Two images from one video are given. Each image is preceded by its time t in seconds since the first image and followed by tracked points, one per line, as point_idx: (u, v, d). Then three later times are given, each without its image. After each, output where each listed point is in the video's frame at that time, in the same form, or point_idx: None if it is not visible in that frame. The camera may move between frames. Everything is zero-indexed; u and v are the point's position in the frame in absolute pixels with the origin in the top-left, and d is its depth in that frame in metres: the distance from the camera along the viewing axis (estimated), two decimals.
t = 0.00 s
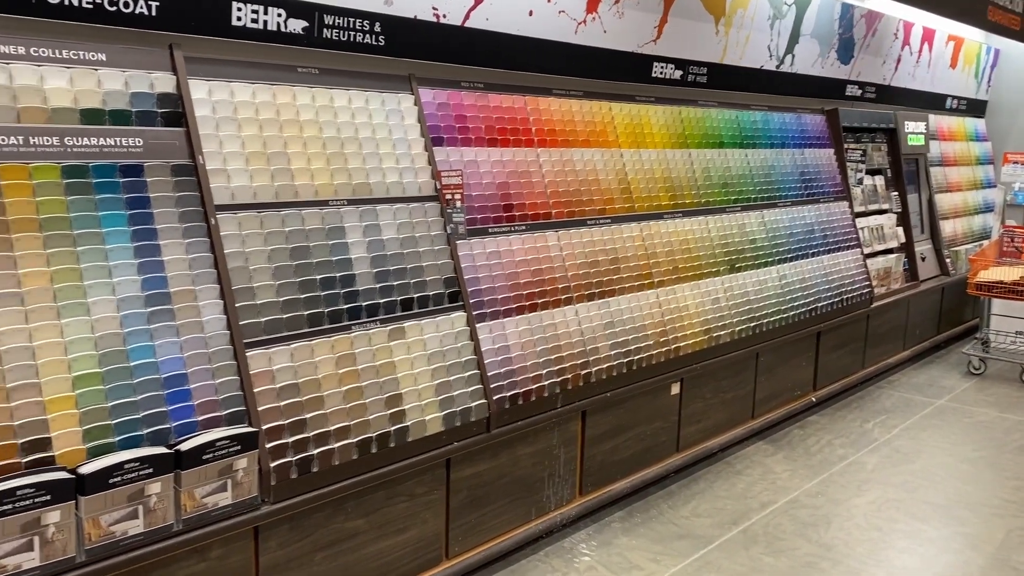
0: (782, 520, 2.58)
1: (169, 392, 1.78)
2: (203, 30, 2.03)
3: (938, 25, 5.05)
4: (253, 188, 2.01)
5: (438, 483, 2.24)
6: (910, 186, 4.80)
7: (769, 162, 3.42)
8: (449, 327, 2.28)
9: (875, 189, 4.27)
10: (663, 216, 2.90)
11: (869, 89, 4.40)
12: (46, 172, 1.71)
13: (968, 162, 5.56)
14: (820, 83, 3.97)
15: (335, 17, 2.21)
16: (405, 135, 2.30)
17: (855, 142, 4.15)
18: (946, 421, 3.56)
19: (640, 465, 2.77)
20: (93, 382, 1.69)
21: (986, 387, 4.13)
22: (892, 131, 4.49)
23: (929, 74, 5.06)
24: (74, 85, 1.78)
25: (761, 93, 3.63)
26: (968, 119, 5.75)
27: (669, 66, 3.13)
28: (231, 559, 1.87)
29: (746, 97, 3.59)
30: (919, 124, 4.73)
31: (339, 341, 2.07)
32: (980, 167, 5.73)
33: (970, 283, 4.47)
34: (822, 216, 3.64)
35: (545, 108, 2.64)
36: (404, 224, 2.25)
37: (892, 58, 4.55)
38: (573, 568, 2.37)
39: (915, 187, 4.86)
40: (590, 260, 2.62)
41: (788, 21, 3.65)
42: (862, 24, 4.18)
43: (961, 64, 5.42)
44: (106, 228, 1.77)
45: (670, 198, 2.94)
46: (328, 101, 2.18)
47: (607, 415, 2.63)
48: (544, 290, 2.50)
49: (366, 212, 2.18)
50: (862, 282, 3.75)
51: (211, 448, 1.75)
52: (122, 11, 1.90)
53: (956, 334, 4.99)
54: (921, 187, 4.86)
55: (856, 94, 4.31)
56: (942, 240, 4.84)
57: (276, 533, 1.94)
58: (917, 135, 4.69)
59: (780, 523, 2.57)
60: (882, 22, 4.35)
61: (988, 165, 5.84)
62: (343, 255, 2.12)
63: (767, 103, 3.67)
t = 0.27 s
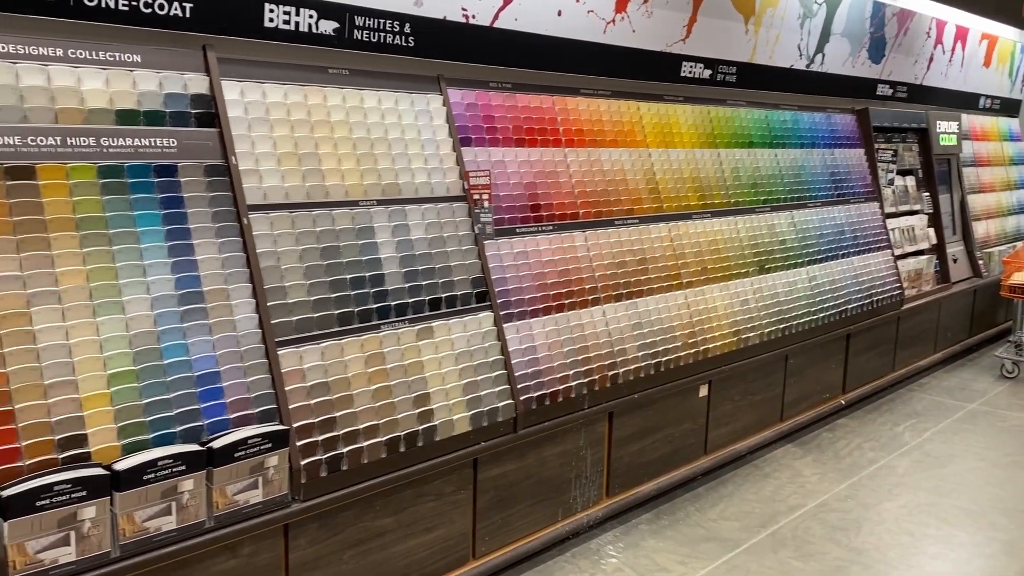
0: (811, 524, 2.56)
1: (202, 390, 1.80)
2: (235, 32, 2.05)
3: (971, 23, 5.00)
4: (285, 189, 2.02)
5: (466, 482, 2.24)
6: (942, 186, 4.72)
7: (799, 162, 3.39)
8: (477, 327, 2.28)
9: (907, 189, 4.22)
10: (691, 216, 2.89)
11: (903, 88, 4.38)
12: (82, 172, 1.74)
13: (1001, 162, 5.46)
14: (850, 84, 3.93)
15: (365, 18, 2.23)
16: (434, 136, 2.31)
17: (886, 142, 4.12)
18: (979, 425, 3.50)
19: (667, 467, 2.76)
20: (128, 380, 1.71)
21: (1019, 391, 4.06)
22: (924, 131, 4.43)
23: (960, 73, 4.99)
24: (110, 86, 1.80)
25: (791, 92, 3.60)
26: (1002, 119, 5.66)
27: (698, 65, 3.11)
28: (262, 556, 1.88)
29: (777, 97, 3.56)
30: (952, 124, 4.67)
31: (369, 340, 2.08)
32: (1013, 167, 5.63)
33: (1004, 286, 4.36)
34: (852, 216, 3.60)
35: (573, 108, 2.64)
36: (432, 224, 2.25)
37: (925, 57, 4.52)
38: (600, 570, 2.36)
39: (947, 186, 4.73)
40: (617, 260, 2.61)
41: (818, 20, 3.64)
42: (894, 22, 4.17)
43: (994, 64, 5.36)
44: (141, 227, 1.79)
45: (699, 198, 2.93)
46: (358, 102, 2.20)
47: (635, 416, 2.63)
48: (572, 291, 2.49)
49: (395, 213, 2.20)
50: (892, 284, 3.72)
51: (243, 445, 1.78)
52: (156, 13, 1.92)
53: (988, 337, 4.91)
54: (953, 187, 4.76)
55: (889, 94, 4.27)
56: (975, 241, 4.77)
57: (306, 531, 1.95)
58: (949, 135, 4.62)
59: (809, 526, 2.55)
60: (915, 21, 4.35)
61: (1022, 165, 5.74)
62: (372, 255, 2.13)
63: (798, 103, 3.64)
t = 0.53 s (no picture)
0: (837, 527, 2.54)
1: (231, 387, 1.82)
2: (264, 32, 2.07)
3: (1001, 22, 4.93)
4: (312, 188, 2.04)
5: (491, 481, 2.25)
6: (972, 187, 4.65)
7: (826, 162, 3.37)
8: (501, 326, 2.29)
9: (935, 190, 4.17)
10: (717, 216, 2.88)
11: (931, 88, 4.32)
12: (115, 171, 1.76)
13: None
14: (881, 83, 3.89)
15: (392, 19, 2.24)
16: (459, 135, 2.31)
17: (915, 143, 4.06)
18: (1009, 429, 3.46)
19: (691, 468, 2.75)
20: (158, 376, 1.73)
21: None
22: (953, 131, 4.36)
23: (989, 73, 4.91)
24: (142, 86, 1.83)
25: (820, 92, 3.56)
26: None
27: (724, 64, 3.09)
28: (289, 552, 1.90)
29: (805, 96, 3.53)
30: (983, 124, 4.59)
31: (394, 338, 2.10)
32: None
33: None
34: (880, 217, 3.57)
35: (599, 107, 2.63)
36: (457, 224, 2.26)
37: (954, 57, 4.48)
38: (624, 570, 2.36)
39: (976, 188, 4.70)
40: (642, 260, 2.61)
41: (846, 19, 3.63)
42: (924, 21, 4.15)
43: None
44: (172, 226, 1.81)
45: (725, 198, 2.92)
46: (385, 102, 2.21)
47: (660, 417, 2.62)
48: (597, 291, 2.49)
49: (421, 212, 2.21)
50: (920, 285, 3.68)
51: (271, 442, 1.79)
52: (187, 14, 1.93)
53: (1018, 339, 4.84)
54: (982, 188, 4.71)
55: (917, 94, 4.21)
56: (1005, 243, 4.70)
57: (332, 528, 1.97)
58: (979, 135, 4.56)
59: (835, 529, 2.53)
60: (945, 20, 4.32)
61: None
62: (398, 254, 2.14)
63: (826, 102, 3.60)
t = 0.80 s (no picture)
0: (864, 531, 2.52)
1: (257, 385, 1.83)
2: (292, 32, 2.07)
3: None
4: (338, 188, 2.05)
5: (514, 481, 2.25)
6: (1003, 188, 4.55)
7: (854, 162, 3.33)
8: (525, 326, 2.28)
9: (965, 191, 4.12)
10: (744, 216, 2.86)
11: (960, 87, 4.21)
12: (145, 170, 1.77)
13: None
14: (914, 83, 3.84)
15: (419, 19, 2.25)
16: (484, 135, 2.31)
17: (944, 142, 3.98)
18: None
19: (715, 471, 2.73)
20: (186, 373, 1.75)
21: None
22: (984, 131, 4.29)
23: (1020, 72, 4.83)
24: (171, 86, 1.84)
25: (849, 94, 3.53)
26: None
27: (751, 64, 3.06)
28: (313, 550, 1.91)
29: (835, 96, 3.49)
30: (1014, 124, 4.50)
31: (419, 337, 2.10)
32: None
33: None
34: (908, 218, 3.53)
35: (624, 107, 2.63)
36: (481, 223, 2.26)
37: (984, 55, 4.43)
38: (647, 572, 2.35)
39: (1008, 189, 4.59)
40: (668, 261, 2.60)
41: (875, 18, 3.60)
42: (954, 19, 4.11)
43: None
44: (200, 225, 1.83)
45: (751, 198, 2.90)
46: (411, 102, 2.21)
47: (684, 419, 2.60)
48: (621, 291, 2.48)
49: (446, 212, 2.21)
50: (949, 287, 3.64)
51: (296, 439, 1.80)
52: (216, 14, 1.94)
53: None
54: (1014, 189, 4.61)
55: (947, 92, 4.11)
56: None
57: (356, 526, 1.97)
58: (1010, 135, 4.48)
59: (862, 534, 2.50)
60: (975, 19, 4.28)
61: None
62: (422, 253, 2.15)
63: (855, 102, 3.57)
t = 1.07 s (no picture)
0: (889, 535, 2.49)
1: (282, 383, 1.84)
2: (317, 33, 2.07)
3: None
4: (362, 188, 2.06)
5: (536, 481, 2.25)
6: None
7: (880, 163, 3.31)
8: (548, 326, 2.28)
9: (993, 192, 4.07)
10: (768, 217, 2.84)
11: (989, 87, 4.12)
12: (172, 170, 1.79)
13: None
14: (945, 83, 3.79)
15: (443, 20, 2.24)
16: (507, 136, 2.32)
17: (972, 143, 3.93)
18: None
19: (737, 473, 2.71)
20: (212, 371, 1.76)
21: None
22: (1013, 132, 4.21)
23: None
24: (198, 87, 1.86)
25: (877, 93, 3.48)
26: None
27: (776, 64, 3.00)
28: (337, 547, 1.92)
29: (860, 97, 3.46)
30: None
31: (441, 337, 2.11)
32: None
33: None
34: (935, 219, 3.50)
35: (648, 107, 2.62)
36: (504, 223, 2.26)
37: (1013, 55, 4.37)
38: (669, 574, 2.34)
39: None
40: (692, 261, 2.59)
41: (902, 16, 3.56)
42: (983, 18, 4.06)
43: None
44: (226, 224, 1.84)
45: (776, 199, 2.88)
46: (434, 102, 2.22)
47: (706, 421, 2.59)
48: (644, 292, 2.47)
49: (469, 212, 2.21)
50: (976, 289, 3.61)
51: (320, 438, 1.81)
52: (242, 16, 1.94)
53: None
54: None
55: (975, 92, 4.02)
56: None
57: (379, 525, 1.98)
58: None
59: (887, 538, 2.48)
60: (1004, 17, 4.21)
61: None
62: (445, 253, 2.15)
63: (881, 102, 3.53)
